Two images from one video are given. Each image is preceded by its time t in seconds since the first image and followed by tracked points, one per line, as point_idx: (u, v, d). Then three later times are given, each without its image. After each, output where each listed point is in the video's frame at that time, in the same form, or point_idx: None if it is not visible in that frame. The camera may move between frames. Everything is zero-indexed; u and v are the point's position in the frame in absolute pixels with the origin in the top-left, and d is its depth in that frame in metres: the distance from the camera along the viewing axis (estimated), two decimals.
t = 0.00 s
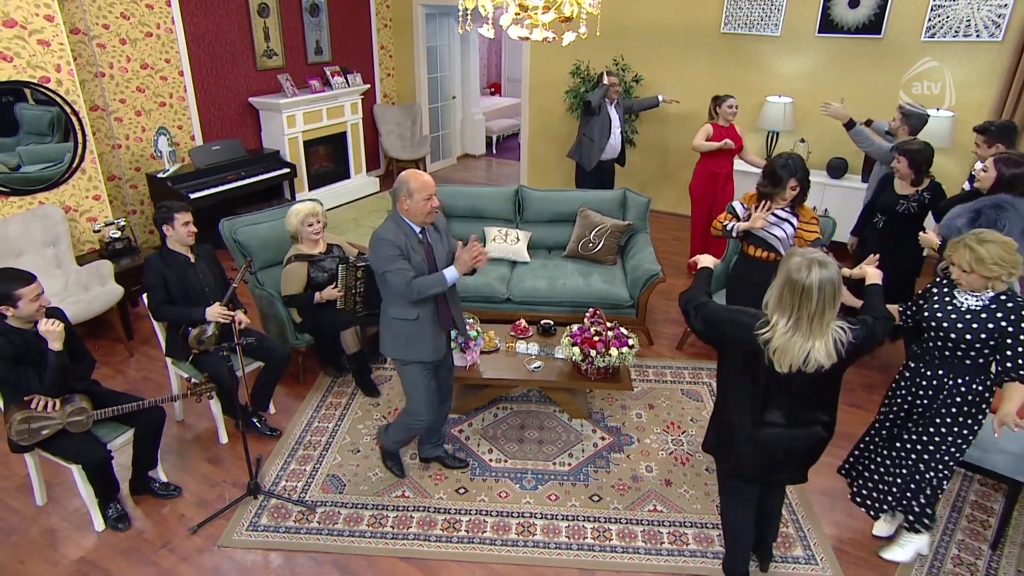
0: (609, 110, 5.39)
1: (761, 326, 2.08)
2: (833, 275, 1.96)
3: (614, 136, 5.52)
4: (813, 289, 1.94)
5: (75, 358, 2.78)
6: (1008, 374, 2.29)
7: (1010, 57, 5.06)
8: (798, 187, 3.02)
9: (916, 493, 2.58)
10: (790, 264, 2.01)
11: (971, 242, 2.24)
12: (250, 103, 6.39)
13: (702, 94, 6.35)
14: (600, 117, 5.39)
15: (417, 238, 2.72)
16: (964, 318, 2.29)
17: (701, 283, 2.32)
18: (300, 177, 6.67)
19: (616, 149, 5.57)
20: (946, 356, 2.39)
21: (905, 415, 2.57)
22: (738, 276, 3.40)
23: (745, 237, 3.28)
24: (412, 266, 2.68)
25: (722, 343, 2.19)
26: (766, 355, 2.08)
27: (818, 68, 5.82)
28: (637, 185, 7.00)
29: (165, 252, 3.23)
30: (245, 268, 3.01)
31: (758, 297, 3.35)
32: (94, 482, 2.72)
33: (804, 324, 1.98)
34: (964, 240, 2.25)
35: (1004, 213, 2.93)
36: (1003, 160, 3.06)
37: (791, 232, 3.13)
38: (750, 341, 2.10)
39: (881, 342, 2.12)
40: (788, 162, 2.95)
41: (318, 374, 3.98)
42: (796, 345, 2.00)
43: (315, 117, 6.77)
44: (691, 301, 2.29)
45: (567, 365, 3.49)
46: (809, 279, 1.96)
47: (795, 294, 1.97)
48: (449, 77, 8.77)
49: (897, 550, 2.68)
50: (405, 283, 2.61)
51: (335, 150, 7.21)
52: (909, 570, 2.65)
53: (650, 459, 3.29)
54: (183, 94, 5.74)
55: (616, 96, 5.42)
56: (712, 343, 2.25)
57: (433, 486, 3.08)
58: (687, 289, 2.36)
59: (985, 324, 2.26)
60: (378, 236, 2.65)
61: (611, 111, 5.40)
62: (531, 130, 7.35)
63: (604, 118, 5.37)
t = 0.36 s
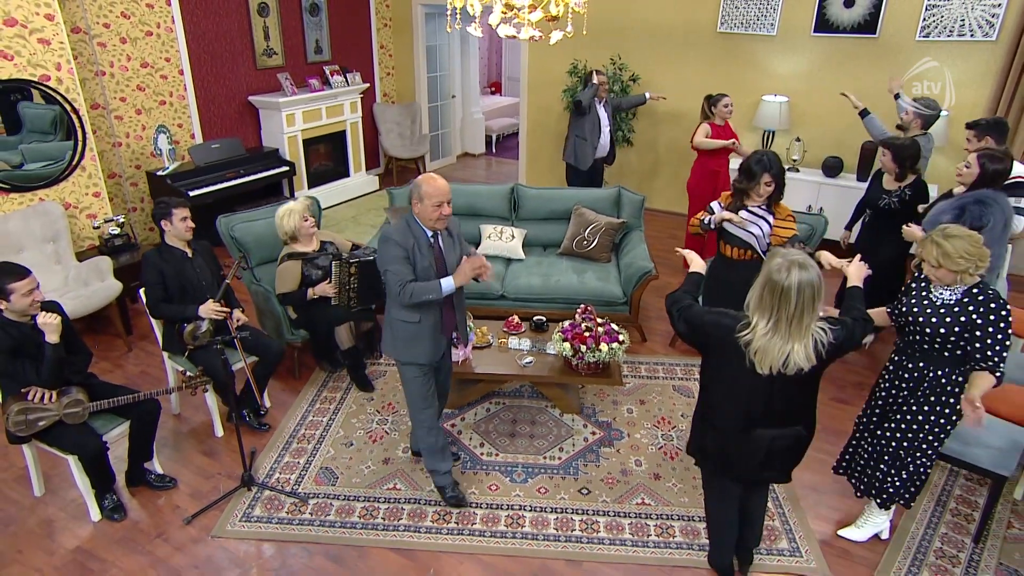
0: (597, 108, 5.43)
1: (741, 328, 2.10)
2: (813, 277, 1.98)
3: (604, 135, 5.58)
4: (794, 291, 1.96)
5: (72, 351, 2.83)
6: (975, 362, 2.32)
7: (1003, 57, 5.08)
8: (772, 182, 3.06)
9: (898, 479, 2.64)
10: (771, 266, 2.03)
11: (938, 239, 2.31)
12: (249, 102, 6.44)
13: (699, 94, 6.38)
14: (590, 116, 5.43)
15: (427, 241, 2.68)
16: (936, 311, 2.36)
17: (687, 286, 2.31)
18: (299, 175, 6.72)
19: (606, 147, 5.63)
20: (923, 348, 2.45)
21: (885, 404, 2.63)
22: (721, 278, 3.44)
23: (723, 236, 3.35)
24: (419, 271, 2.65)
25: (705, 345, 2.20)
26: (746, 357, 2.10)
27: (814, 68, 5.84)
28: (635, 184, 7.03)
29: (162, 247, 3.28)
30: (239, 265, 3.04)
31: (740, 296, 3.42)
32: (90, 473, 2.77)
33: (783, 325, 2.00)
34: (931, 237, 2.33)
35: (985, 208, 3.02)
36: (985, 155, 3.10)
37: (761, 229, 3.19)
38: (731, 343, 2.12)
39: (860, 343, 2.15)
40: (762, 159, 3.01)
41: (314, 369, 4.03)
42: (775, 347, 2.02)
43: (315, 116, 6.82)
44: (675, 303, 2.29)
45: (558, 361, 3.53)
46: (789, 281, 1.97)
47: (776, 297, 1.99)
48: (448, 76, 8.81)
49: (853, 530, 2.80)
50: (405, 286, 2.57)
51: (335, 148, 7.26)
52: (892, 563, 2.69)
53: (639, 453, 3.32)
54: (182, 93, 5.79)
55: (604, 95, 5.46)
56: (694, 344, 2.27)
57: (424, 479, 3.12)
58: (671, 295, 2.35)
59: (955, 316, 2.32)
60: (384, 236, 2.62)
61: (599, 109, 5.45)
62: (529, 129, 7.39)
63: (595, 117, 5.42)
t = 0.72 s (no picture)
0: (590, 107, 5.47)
1: (735, 329, 2.10)
2: (804, 276, 2.01)
3: (598, 135, 5.66)
4: (784, 287, 1.97)
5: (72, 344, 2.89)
6: (968, 354, 2.36)
7: (1001, 56, 5.09)
8: (748, 167, 3.09)
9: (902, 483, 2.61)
10: (762, 265, 2.05)
11: (921, 236, 2.34)
12: (252, 101, 6.50)
13: (698, 93, 6.40)
14: (584, 116, 5.49)
15: (426, 248, 2.63)
16: (929, 310, 2.39)
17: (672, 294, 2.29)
18: (301, 173, 6.78)
19: (601, 145, 5.68)
20: (919, 349, 2.46)
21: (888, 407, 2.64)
22: (711, 275, 3.38)
23: (716, 236, 3.32)
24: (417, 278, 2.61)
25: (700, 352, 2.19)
26: (741, 358, 2.10)
27: (812, 68, 5.86)
28: (634, 183, 7.06)
29: (161, 244, 3.34)
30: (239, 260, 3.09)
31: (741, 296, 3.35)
32: (90, 464, 2.83)
33: (773, 323, 2.01)
34: (915, 235, 2.35)
35: (974, 200, 3.09)
36: (970, 148, 3.13)
37: (759, 225, 3.21)
38: (724, 345, 2.12)
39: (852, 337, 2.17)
40: (739, 149, 3.07)
41: (312, 364, 4.08)
42: (768, 345, 2.03)
43: (317, 114, 6.88)
44: (668, 311, 2.24)
45: (552, 356, 3.57)
46: (779, 278, 1.99)
47: (768, 295, 2.00)
48: (450, 75, 8.86)
49: (883, 552, 2.67)
50: (397, 295, 2.54)
51: (337, 147, 7.31)
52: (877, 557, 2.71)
53: (631, 448, 3.36)
54: (185, 91, 5.85)
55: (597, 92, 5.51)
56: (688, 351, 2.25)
57: (418, 472, 3.17)
58: (660, 302, 2.32)
59: (948, 314, 2.36)
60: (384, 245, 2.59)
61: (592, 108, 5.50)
62: (530, 128, 7.43)
63: (588, 117, 5.48)
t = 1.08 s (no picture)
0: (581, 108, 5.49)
1: (734, 338, 2.04)
2: (800, 281, 1.94)
3: (590, 135, 5.70)
4: (782, 294, 1.92)
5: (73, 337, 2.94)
6: (968, 357, 2.30)
7: (997, 56, 5.11)
8: (745, 164, 3.09)
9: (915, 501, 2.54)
10: (758, 272, 2.00)
11: (920, 241, 2.30)
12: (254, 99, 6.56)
13: (697, 92, 6.43)
14: (577, 118, 5.54)
15: (422, 246, 2.66)
16: (931, 319, 2.34)
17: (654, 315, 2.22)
18: (303, 171, 6.83)
19: (593, 144, 5.75)
20: (927, 361, 2.41)
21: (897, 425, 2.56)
22: (715, 277, 3.37)
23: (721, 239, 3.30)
24: (409, 275, 2.65)
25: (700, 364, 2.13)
26: (742, 368, 2.03)
27: (809, 67, 5.89)
28: (634, 181, 7.09)
29: (161, 239, 3.39)
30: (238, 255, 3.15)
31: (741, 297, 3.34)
32: (90, 454, 2.88)
33: (773, 330, 1.95)
34: (913, 239, 2.32)
35: (967, 194, 3.17)
36: (956, 144, 3.14)
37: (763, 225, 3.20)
38: (724, 356, 2.06)
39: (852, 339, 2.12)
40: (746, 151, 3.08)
41: (309, 359, 4.14)
42: (768, 352, 1.97)
43: (318, 113, 6.93)
44: (655, 340, 2.20)
45: (546, 352, 3.61)
46: (775, 284, 1.94)
47: (765, 302, 1.95)
48: (452, 74, 8.91)
49: (892, 558, 2.65)
50: (377, 283, 2.60)
51: (338, 145, 7.36)
52: (863, 551, 2.75)
53: (623, 442, 3.40)
54: (188, 90, 5.91)
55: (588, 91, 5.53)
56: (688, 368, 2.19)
57: (412, 464, 3.21)
58: (646, 330, 2.25)
59: (953, 321, 2.30)
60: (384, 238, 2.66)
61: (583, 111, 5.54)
62: (530, 127, 7.47)
63: (579, 120, 5.53)
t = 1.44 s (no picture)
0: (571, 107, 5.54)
1: (724, 334, 2.03)
2: (791, 278, 1.91)
3: (581, 136, 5.77)
4: (772, 290, 1.90)
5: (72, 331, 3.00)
6: (976, 366, 2.23)
7: (992, 56, 5.13)
8: (754, 165, 3.11)
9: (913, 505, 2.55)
10: (749, 269, 1.96)
11: (915, 246, 2.25)
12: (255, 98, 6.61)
13: (695, 91, 6.46)
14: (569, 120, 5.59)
15: (439, 244, 2.61)
16: (931, 326, 2.27)
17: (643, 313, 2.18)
18: (303, 169, 6.89)
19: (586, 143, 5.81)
20: (928, 368, 2.34)
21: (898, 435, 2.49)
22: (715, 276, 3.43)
23: (722, 240, 3.33)
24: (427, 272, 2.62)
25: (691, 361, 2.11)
26: (731, 363, 2.02)
27: (806, 67, 5.91)
28: (631, 181, 7.13)
29: (160, 236, 3.45)
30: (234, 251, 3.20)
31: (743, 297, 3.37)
32: (89, 446, 2.94)
33: (763, 326, 1.93)
34: (909, 245, 2.26)
35: (960, 187, 3.23)
36: (945, 142, 3.18)
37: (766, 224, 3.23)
38: (715, 351, 2.05)
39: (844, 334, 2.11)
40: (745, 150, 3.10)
41: (306, 355, 4.19)
42: (757, 349, 1.95)
43: (319, 112, 6.99)
44: (644, 339, 2.14)
45: (540, 348, 3.65)
46: (766, 281, 1.91)
47: (755, 299, 1.92)
48: (452, 74, 8.96)
49: (878, 550, 2.69)
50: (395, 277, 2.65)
51: (338, 144, 7.42)
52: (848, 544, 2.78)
53: (615, 437, 3.44)
54: (189, 89, 5.97)
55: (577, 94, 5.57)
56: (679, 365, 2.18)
57: (406, 458, 3.26)
58: (632, 326, 2.19)
59: (955, 325, 2.23)
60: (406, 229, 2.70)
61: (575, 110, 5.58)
62: (530, 126, 7.51)
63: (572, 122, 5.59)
